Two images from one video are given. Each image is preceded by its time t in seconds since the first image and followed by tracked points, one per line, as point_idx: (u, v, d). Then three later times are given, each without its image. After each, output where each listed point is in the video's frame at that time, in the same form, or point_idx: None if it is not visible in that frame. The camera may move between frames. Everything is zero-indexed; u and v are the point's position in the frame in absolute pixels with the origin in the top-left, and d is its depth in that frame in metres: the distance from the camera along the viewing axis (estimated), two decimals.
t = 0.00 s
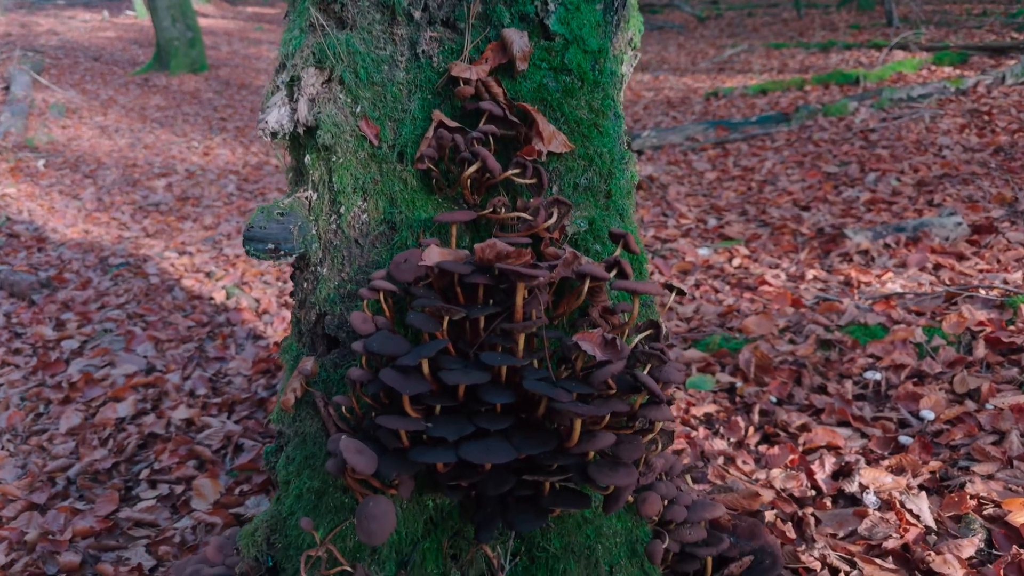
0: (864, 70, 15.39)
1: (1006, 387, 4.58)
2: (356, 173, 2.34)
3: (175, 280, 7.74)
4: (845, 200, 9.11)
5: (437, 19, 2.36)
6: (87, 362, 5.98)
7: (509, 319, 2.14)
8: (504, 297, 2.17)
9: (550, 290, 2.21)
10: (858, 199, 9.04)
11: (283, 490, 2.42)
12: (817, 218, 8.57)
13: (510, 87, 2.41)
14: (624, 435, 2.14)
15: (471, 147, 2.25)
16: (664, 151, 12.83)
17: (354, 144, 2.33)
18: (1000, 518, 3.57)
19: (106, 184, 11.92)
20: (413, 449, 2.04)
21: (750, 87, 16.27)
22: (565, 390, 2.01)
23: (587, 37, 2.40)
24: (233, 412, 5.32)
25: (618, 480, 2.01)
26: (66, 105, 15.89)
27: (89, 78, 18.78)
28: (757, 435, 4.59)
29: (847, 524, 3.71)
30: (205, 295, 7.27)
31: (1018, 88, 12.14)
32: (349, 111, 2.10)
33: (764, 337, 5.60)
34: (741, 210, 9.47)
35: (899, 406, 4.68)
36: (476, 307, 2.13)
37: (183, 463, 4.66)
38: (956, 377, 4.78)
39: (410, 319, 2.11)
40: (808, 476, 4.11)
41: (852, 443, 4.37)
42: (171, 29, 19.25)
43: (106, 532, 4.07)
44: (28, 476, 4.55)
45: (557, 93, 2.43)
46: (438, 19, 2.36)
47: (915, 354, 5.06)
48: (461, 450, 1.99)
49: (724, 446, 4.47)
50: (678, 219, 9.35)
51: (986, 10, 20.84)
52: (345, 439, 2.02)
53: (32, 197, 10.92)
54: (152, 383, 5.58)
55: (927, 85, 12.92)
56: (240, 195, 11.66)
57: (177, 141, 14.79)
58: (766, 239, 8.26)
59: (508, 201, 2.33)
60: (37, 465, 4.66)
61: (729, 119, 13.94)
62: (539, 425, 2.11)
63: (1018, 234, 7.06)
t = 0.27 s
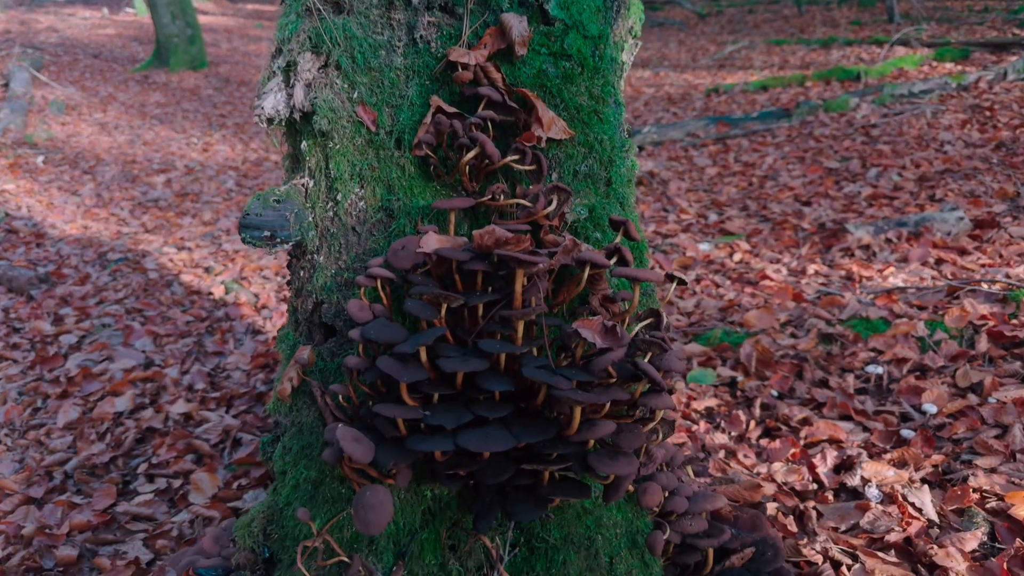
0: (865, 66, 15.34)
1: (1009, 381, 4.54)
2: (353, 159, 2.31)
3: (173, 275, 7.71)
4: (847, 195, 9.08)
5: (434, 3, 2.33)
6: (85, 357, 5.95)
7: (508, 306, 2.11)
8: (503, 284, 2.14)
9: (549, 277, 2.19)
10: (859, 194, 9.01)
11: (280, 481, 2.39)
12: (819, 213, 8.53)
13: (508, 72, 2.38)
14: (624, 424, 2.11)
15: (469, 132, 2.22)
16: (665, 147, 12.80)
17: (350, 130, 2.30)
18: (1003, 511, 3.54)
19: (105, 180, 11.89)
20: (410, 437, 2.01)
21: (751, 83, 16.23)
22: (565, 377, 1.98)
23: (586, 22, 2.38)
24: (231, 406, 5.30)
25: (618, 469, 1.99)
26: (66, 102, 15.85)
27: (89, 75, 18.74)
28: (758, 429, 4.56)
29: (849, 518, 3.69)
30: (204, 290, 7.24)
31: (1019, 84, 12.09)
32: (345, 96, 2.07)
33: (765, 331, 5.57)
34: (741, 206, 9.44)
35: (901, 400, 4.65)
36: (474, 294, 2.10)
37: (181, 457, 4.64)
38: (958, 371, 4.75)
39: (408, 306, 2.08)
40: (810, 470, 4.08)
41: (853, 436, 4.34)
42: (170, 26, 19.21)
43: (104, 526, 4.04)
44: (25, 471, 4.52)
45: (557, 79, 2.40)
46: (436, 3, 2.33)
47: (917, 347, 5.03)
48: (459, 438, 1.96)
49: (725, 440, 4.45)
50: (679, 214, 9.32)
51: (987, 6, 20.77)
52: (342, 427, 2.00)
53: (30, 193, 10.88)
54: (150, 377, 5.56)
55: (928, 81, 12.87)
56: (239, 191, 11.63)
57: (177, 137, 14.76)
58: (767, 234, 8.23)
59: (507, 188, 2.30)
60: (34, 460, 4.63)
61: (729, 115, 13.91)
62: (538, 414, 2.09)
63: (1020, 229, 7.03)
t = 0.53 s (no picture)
0: (866, 66, 15.33)
1: (1011, 377, 4.52)
2: (351, 149, 2.29)
3: (173, 273, 7.70)
4: (847, 194, 9.06)
5: None
6: (84, 355, 5.93)
7: (507, 296, 2.09)
8: (502, 274, 2.13)
9: (549, 267, 2.17)
10: (860, 193, 8.99)
11: (278, 474, 2.37)
12: (819, 212, 8.52)
13: (508, 62, 2.36)
14: (625, 414, 2.10)
15: (468, 121, 2.21)
16: (665, 146, 12.79)
17: (348, 120, 2.29)
18: (1006, 506, 3.52)
19: (105, 180, 11.87)
20: (409, 428, 2.00)
21: (751, 83, 16.23)
22: (564, 367, 1.96)
23: (587, 12, 2.36)
24: (231, 403, 5.28)
25: (618, 460, 1.97)
26: (66, 103, 15.84)
27: (89, 76, 18.73)
28: (759, 425, 4.54)
29: (851, 514, 3.67)
30: (204, 289, 7.23)
31: (1020, 83, 12.07)
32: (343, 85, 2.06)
33: (766, 327, 5.56)
34: (742, 204, 9.43)
35: (903, 396, 4.64)
36: (473, 285, 2.09)
37: (180, 454, 4.62)
38: (960, 367, 4.73)
39: (406, 296, 2.06)
40: (812, 466, 4.07)
41: (855, 432, 4.32)
42: (170, 27, 19.21)
43: (102, 523, 4.02)
44: (24, 468, 4.51)
45: (556, 69, 2.38)
46: None
47: (918, 344, 5.02)
48: (459, 428, 1.95)
49: (726, 436, 4.43)
50: (679, 213, 9.32)
51: (987, 6, 20.74)
52: (340, 417, 1.98)
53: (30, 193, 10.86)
54: (149, 375, 5.54)
55: (929, 80, 12.85)
56: (239, 191, 11.62)
57: (177, 138, 14.75)
58: (768, 232, 8.22)
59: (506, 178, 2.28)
60: (32, 457, 4.61)
61: (730, 114, 13.90)
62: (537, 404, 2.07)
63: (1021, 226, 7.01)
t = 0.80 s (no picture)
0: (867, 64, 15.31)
1: (1013, 370, 4.51)
2: (349, 133, 2.27)
3: (172, 268, 7.69)
4: (848, 190, 9.04)
5: None
6: (83, 349, 5.91)
7: (506, 280, 2.08)
8: (501, 257, 2.11)
9: (548, 250, 2.15)
10: (861, 189, 8.96)
11: (276, 460, 2.36)
12: (820, 208, 8.50)
13: (507, 45, 2.35)
14: (625, 398, 2.08)
15: (467, 103, 2.19)
16: (666, 143, 12.78)
17: (346, 103, 2.27)
18: (1008, 498, 3.50)
19: (105, 177, 11.86)
20: (407, 411, 1.98)
21: (752, 81, 16.21)
22: (564, 350, 1.95)
23: None
24: (230, 396, 5.27)
25: (617, 443, 1.96)
26: (66, 101, 15.82)
27: (90, 75, 18.71)
28: (760, 418, 4.52)
29: (852, 505, 3.65)
30: (203, 284, 7.21)
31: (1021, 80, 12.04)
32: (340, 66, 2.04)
33: (767, 321, 5.54)
34: (743, 200, 9.42)
35: (904, 389, 4.62)
36: (472, 268, 2.07)
37: (179, 447, 4.61)
38: (961, 360, 4.72)
39: (404, 279, 2.04)
40: (813, 458, 4.05)
41: (856, 425, 4.30)
42: (171, 25, 19.20)
43: (100, 515, 4.01)
44: (22, 460, 4.49)
45: (556, 52, 2.37)
46: None
47: (920, 337, 5.00)
48: (457, 411, 1.93)
49: (726, 428, 4.41)
50: (680, 209, 9.30)
51: (988, 5, 20.70)
52: (338, 401, 1.97)
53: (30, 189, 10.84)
54: (148, 369, 5.52)
55: (931, 78, 12.82)
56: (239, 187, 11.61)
57: (177, 135, 14.74)
58: (769, 228, 8.20)
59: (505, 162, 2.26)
60: (30, 449, 4.60)
61: (731, 112, 13.88)
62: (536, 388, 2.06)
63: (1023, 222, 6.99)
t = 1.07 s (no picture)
0: (868, 59, 15.27)
1: (1014, 359, 4.49)
2: (345, 111, 2.25)
3: (171, 261, 7.67)
4: (848, 183, 9.02)
5: None
6: (81, 341, 5.90)
7: (504, 257, 2.06)
8: (498, 234, 2.09)
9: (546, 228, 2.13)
10: (861, 182, 8.94)
11: (272, 441, 2.35)
12: (821, 200, 8.48)
13: (505, 23, 2.32)
14: (623, 376, 2.07)
15: (464, 80, 2.17)
16: (666, 137, 12.76)
17: (342, 81, 2.25)
18: (1009, 485, 3.48)
19: (103, 172, 11.84)
20: (404, 389, 1.97)
21: (753, 76, 16.18)
22: (561, 327, 1.93)
23: None
24: (228, 386, 5.26)
25: (616, 421, 1.95)
26: (65, 97, 15.79)
27: (89, 71, 18.68)
28: (760, 407, 4.50)
29: (852, 493, 3.64)
30: (202, 276, 7.20)
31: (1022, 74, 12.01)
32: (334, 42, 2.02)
33: (767, 311, 5.53)
34: (743, 193, 9.40)
35: (905, 378, 4.60)
36: (469, 245, 2.05)
37: (176, 436, 4.59)
38: (962, 350, 4.70)
39: (400, 256, 2.02)
40: (812, 447, 4.04)
41: (857, 414, 4.28)
42: (170, 21, 19.17)
43: (97, 503, 4.00)
44: (19, 450, 4.47)
45: (554, 30, 2.35)
46: None
47: (920, 327, 4.98)
48: (454, 389, 1.92)
49: (726, 417, 4.40)
50: (680, 202, 9.29)
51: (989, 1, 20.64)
52: (334, 379, 1.96)
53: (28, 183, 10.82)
54: (146, 360, 5.51)
55: (931, 72, 12.79)
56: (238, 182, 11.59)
57: (176, 130, 14.72)
58: (769, 220, 8.18)
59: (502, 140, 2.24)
60: (28, 439, 4.58)
61: (731, 106, 13.85)
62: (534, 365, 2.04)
63: None
